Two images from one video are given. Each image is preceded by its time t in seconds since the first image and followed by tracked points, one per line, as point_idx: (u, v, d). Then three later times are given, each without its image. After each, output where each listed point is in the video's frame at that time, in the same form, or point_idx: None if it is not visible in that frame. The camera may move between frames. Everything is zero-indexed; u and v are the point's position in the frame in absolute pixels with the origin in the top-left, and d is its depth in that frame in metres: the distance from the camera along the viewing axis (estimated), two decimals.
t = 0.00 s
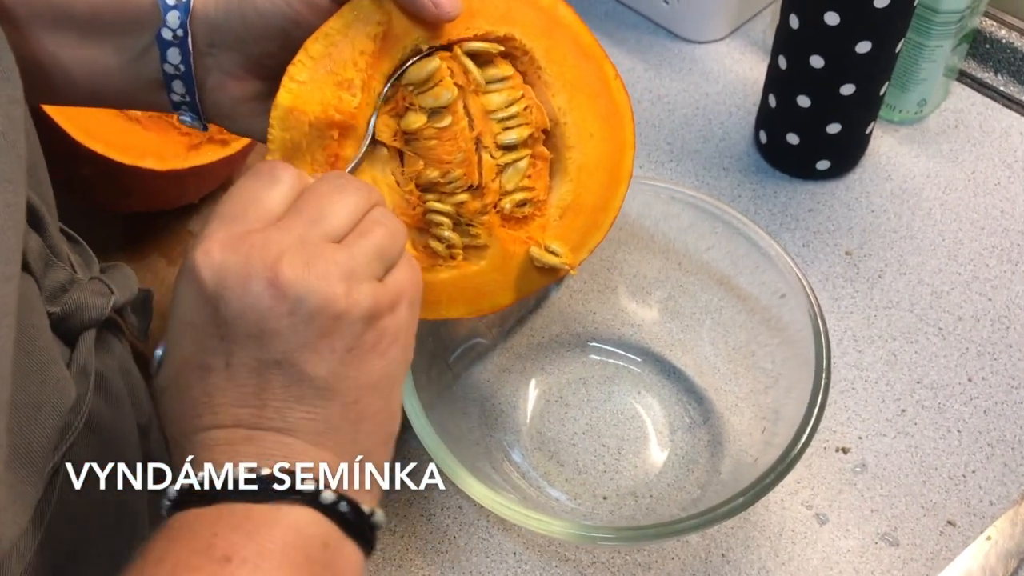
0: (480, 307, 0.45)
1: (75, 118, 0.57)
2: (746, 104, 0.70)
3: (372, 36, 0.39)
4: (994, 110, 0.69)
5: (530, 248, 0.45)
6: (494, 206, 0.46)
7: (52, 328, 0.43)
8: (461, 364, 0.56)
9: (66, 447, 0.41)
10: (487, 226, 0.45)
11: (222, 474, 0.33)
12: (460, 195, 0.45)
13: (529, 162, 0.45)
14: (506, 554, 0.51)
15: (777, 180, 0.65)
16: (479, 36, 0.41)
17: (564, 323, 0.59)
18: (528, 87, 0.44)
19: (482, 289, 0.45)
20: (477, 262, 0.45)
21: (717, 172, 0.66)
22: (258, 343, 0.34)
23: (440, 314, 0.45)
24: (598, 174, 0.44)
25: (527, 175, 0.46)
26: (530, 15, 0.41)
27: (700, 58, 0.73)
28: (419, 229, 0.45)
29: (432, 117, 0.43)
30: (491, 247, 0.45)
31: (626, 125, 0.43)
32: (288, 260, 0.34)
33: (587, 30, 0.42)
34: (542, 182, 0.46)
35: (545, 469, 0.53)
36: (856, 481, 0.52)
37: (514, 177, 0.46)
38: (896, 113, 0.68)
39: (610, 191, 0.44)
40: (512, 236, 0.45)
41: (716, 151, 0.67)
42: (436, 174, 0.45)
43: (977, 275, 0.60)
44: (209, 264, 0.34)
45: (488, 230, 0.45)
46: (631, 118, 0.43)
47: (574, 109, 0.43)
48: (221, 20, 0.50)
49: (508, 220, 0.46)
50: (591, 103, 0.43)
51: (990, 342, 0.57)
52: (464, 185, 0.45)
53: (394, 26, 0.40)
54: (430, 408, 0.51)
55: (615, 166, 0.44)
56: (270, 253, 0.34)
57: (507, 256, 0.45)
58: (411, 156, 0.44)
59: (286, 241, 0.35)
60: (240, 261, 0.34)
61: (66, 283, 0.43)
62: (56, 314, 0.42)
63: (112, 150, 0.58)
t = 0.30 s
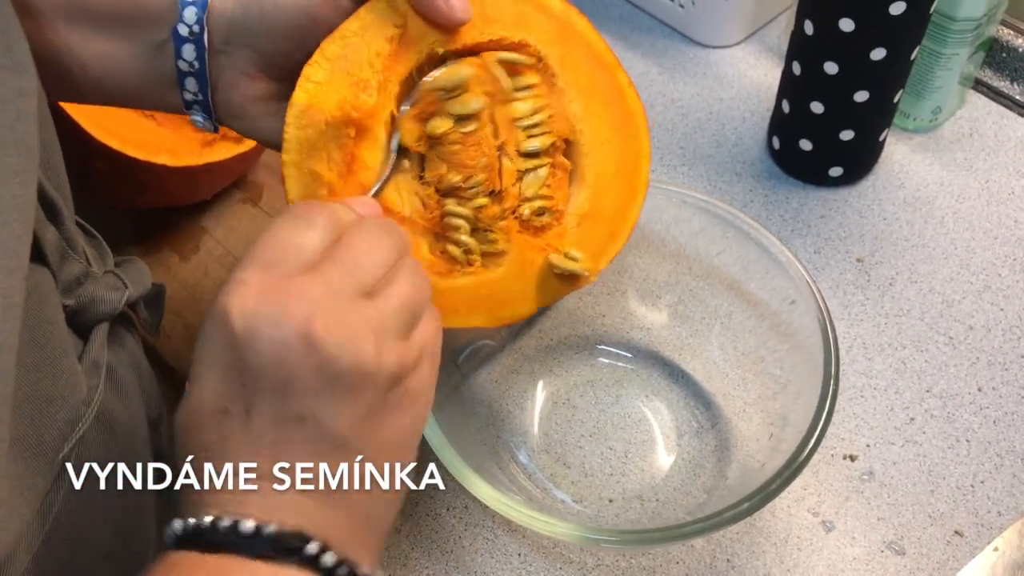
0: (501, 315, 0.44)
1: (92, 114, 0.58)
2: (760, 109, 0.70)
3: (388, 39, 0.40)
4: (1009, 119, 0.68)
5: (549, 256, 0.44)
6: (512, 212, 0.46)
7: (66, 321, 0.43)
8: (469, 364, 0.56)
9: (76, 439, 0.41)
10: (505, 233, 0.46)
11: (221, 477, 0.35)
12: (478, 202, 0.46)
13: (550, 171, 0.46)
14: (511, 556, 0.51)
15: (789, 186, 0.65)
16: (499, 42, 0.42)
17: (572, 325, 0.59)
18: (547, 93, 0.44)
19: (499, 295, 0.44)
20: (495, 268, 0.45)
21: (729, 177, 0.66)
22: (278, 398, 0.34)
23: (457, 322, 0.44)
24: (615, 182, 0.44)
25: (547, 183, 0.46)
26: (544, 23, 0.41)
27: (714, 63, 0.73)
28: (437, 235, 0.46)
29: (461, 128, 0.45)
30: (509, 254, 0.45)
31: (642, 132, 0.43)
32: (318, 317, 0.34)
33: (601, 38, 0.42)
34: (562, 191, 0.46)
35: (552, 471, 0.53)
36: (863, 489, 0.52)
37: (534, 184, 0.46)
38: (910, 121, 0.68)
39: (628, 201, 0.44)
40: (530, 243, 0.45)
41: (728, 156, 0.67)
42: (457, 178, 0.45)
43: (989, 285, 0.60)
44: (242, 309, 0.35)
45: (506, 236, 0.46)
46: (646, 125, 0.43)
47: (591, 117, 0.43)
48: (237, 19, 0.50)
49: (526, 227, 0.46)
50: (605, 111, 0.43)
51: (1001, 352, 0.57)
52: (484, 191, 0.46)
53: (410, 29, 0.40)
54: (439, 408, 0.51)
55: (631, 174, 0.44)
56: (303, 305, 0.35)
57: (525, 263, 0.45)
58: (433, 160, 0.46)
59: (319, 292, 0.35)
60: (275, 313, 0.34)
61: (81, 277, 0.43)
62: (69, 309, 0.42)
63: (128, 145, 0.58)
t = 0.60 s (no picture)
0: (482, 328, 0.43)
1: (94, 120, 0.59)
2: (764, 113, 0.69)
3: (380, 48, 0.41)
4: (1016, 125, 0.68)
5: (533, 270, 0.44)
6: (498, 228, 0.46)
7: (58, 326, 0.44)
8: (468, 367, 0.56)
9: (62, 443, 0.41)
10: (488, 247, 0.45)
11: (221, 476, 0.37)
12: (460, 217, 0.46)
13: (541, 194, 0.45)
14: (507, 559, 0.51)
15: (792, 191, 0.65)
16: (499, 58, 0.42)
17: (572, 328, 0.59)
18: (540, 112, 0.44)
19: (480, 305, 0.43)
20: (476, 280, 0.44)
21: (733, 181, 0.66)
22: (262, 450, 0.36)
23: (435, 333, 0.43)
24: (605, 202, 0.43)
25: (538, 205, 0.46)
26: (537, 41, 0.42)
27: (719, 67, 0.73)
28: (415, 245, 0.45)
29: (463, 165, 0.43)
30: (492, 266, 0.44)
31: (633, 155, 0.43)
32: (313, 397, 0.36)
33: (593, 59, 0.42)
34: (552, 213, 0.45)
35: (549, 474, 0.53)
36: (862, 495, 0.52)
37: (524, 204, 0.46)
38: (915, 126, 0.67)
39: (617, 221, 0.43)
40: (514, 257, 0.45)
41: (732, 160, 0.67)
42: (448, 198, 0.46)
43: (992, 292, 0.59)
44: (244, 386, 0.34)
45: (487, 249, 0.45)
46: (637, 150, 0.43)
47: (584, 139, 0.43)
48: (238, 23, 0.50)
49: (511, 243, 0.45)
50: (596, 132, 0.43)
51: (1003, 360, 0.56)
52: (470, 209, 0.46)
53: (404, 38, 0.41)
54: (436, 411, 0.51)
55: (622, 199, 0.43)
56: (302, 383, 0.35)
57: (507, 274, 0.44)
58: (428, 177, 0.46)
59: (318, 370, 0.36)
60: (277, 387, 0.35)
61: (76, 281, 0.44)
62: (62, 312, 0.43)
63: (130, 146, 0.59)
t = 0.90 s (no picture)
0: (482, 340, 0.43)
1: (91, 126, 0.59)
2: (762, 114, 0.69)
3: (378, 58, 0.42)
4: (1015, 125, 0.68)
5: (533, 280, 0.44)
6: (500, 237, 0.46)
7: (52, 327, 0.44)
8: (464, 369, 0.56)
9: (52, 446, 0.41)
10: (490, 254, 0.46)
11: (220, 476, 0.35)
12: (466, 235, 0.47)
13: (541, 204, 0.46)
14: (502, 561, 0.51)
15: (790, 192, 0.65)
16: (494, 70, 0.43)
17: (569, 330, 0.59)
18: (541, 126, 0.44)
19: (481, 317, 0.44)
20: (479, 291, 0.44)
21: (730, 182, 0.66)
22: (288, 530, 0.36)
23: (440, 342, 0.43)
24: (602, 216, 0.43)
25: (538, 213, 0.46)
26: (533, 53, 0.43)
27: (717, 67, 0.73)
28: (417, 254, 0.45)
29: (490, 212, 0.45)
30: (493, 276, 0.45)
31: (629, 168, 0.43)
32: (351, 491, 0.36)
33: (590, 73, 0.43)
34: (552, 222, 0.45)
35: (544, 476, 0.53)
36: (858, 497, 0.52)
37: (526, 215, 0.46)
38: (913, 126, 0.67)
39: (615, 230, 0.43)
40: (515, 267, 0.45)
41: (729, 161, 0.67)
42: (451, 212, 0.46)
43: (990, 292, 0.59)
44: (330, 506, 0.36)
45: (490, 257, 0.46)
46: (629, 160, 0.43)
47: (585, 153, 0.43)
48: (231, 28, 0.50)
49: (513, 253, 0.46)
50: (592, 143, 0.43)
51: (1001, 361, 0.56)
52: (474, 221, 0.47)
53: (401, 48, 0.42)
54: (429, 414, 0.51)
55: (619, 205, 0.43)
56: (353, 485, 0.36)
57: (507, 286, 0.44)
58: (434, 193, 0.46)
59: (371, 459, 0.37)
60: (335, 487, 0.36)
61: (69, 284, 0.45)
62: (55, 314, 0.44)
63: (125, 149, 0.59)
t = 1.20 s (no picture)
0: (486, 312, 0.42)
1: (72, 123, 0.59)
2: (751, 113, 0.69)
3: (366, 45, 0.40)
4: (1005, 122, 0.67)
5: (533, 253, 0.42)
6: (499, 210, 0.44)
7: (24, 337, 0.46)
8: (452, 372, 0.56)
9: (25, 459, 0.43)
10: (491, 231, 0.43)
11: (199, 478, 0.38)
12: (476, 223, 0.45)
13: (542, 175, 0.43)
14: (490, 564, 0.50)
15: (779, 191, 0.65)
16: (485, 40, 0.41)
17: (557, 332, 0.59)
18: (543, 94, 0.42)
19: (484, 290, 0.42)
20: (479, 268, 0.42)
21: (719, 182, 0.66)
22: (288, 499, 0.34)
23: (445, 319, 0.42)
24: (607, 188, 0.41)
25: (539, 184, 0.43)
26: (530, 17, 0.40)
27: (706, 67, 0.72)
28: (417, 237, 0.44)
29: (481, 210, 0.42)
30: (493, 251, 0.43)
31: (636, 123, 0.41)
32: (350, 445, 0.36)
33: (596, 34, 0.41)
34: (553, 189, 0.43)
35: (532, 478, 0.53)
36: (847, 497, 0.52)
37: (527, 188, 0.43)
38: (902, 124, 0.67)
39: (621, 194, 0.41)
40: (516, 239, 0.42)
41: (718, 160, 0.67)
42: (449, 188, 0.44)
43: (980, 291, 0.59)
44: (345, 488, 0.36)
45: (490, 234, 0.43)
46: (640, 119, 0.41)
47: (586, 118, 0.41)
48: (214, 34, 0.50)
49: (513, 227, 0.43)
50: (598, 103, 0.41)
51: (990, 359, 0.56)
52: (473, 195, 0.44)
53: (391, 31, 0.40)
54: (415, 419, 0.51)
55: (627, 169, 0.41)
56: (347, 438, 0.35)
57: (509, 259, 0.42)
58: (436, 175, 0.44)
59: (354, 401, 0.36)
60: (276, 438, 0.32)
61: (44, 294, 0.46)
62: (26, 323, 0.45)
63: (112, 152, 0.59)
